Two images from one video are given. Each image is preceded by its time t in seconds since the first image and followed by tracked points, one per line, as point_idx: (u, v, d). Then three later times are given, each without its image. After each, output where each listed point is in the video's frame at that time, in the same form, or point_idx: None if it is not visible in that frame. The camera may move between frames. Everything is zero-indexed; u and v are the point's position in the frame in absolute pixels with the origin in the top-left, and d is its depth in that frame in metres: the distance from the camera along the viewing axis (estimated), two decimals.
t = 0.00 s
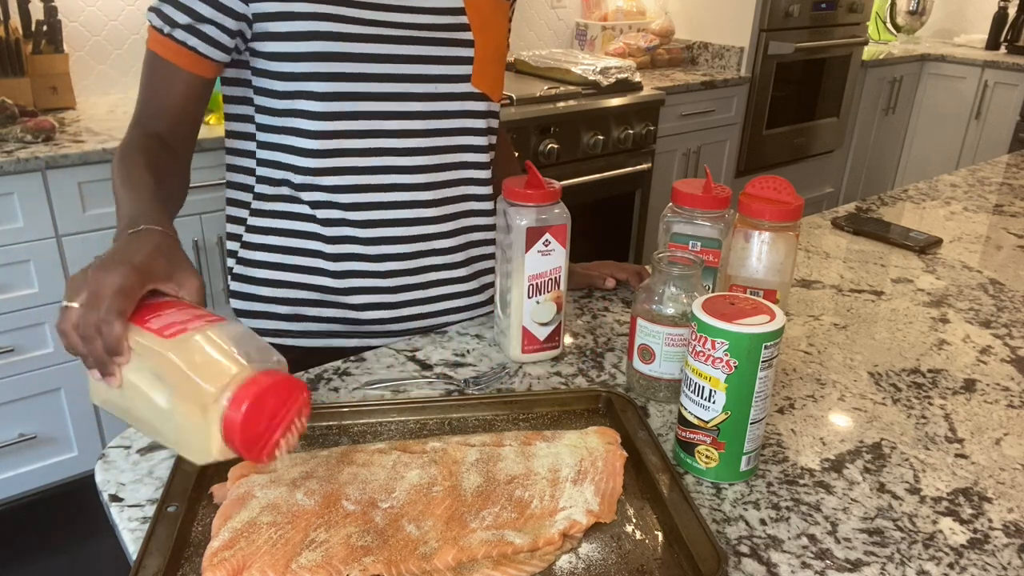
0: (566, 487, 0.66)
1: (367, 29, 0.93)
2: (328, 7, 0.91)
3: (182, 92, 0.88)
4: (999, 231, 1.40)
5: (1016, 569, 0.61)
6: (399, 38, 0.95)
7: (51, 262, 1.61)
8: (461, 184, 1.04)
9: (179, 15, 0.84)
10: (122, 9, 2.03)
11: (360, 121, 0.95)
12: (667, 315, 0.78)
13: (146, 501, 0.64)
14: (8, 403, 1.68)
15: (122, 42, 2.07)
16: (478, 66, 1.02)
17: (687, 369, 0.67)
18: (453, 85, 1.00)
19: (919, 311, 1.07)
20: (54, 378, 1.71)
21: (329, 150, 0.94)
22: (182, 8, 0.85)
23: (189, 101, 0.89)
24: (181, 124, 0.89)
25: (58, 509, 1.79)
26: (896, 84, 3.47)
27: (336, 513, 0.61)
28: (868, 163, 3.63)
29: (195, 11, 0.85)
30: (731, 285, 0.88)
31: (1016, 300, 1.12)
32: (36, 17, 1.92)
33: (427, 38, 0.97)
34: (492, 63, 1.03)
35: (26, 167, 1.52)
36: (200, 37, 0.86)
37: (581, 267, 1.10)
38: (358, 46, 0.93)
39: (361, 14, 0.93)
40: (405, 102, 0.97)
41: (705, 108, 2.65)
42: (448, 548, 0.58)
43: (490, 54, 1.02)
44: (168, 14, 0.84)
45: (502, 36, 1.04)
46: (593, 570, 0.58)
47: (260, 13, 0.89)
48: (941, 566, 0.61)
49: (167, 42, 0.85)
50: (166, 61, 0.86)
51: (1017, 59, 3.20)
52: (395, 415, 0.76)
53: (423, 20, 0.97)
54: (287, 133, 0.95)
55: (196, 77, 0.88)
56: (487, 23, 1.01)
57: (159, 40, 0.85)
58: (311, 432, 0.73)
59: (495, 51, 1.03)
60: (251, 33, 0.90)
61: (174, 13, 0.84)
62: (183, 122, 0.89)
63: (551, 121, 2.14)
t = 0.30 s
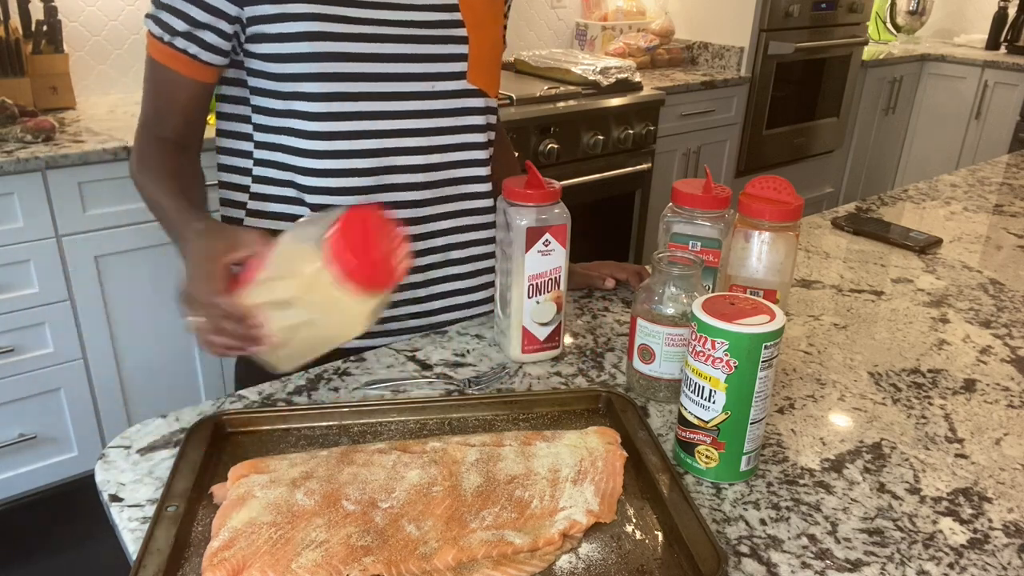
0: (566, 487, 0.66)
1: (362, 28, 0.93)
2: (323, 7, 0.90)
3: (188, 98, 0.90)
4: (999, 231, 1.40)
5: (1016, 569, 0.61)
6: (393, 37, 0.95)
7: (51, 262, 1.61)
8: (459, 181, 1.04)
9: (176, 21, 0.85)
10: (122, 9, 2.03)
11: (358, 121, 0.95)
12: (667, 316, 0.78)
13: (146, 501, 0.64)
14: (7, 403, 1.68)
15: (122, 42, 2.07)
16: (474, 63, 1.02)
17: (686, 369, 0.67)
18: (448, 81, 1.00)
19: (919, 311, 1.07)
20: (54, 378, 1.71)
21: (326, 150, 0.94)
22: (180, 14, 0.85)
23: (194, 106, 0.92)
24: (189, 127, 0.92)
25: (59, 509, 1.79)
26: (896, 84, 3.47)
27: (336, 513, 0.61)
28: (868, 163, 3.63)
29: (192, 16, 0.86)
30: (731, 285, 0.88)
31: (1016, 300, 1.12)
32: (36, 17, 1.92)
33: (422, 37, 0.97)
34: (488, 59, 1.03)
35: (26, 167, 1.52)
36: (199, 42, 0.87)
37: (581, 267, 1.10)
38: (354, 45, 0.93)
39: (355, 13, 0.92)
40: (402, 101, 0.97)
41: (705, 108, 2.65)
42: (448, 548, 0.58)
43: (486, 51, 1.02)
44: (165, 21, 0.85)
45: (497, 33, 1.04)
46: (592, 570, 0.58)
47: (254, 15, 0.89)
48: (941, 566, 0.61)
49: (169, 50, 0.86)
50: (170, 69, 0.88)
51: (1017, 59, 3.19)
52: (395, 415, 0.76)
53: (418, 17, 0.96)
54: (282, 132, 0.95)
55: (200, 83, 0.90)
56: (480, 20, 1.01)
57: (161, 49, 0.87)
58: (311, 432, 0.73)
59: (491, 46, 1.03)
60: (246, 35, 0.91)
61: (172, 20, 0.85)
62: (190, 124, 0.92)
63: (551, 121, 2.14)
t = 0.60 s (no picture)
0: (566, 487, 0.66)
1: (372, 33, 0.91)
2: (337, 14, 0.87)
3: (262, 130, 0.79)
4: (999, 232, 1.40)
5: (1016, 569, 0.61)
6: (395, 39, 0.94)
7: (51, 262, 1.61)
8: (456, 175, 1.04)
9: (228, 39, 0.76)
10: (122, 8, 2.03)
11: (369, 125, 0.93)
12: (669, 316, 0.78)
13: (146, 501, 0.64)
14: (8, 403, 1.68)
15: (122, 42, 2.07)
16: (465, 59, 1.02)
17: (686, 369, 0.67)
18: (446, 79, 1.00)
19: (919, 311, 1.07)
20: (54, 378, 1.71)
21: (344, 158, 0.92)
22: (217, 28, 0.76)
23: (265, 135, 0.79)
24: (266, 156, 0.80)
25: (58, 509, 1.79)
26: (897, 84, 3.48)
27: (336, 513, 0.61)
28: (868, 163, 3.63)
29: (228, 28, 0.77)
30: (731, 285, 0.87)
31: (1016, 300, 1.12)
32: (36, 17, 1.92)
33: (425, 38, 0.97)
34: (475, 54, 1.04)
35: (26, 167, 1.52)
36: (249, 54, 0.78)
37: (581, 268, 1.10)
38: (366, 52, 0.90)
39: (364, 18, 0.90)
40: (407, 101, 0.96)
41: (705, 108, 2.65)
42: (448, 548, 0.58)
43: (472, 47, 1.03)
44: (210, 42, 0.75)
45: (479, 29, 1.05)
46: (593, 570, 0.58)
47: (279, 25, 0.83)
48: (941, 567, 0.61)
49: (218, 74, 0.75)
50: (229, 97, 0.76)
51: (1017, 59, 3.19)
52: (395, 416, 0.76)
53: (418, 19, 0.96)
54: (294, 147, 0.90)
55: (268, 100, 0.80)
56: (465, 16, 1.02)
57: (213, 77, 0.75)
58: (311, 432, 0.73)
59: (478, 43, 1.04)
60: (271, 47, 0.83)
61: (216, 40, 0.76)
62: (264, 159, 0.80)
63: (550, 121, 2.14)
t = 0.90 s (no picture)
0: (566, 487, 0.66)
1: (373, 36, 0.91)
2: (338, 17, 0.87)
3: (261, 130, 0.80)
4: (999, 232, 1.40)
5: (1016, 569, 0.61)
6: (397, 42, 0.93)
7: (52, 262, 1.61)
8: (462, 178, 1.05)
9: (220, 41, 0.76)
10: (122, 9, 2.03)
11: (370, 131, 0.93)
12: (671, 316, 0.79)
13: (146, 501, 0.64)
14: (8, 403, 1.68)
15: (122, 42, 2.07)
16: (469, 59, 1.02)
17: (687, 369, 0.67)
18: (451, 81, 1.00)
19: (919, 311, 1.07)
20: (54, 378, 1.71)
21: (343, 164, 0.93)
22: (210, 33, 0.75)
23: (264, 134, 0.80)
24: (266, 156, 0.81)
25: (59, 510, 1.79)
26: (897, 84, 3.48)
27: (336, 513, 0.61)
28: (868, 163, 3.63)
29: (225, 33, 0.77)
30: (734, 287, 0.85)
31: (1016, 300, 1.12)
32: (36, 17, 1.92)
33: (428, 40, 0.97)
34: (480, 53, 1.03)
35: (26, 167, 1.52)
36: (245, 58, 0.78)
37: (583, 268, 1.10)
38: (366, 56, 0.90)
39: (365, 20, 0.90)
40: (410, 106, 0.96)
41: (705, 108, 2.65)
42: (448, 548, 0.58)
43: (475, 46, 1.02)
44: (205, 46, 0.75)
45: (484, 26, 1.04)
46: (593, 570, 0.58)
47: (275, 28, 0.82)
48: (941, 566, 0.61)
49: (213, 78, 0.76)
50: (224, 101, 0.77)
51: (1017, 59, 3.19)
52: (395, 415, 0.76)
53: (421, 19, 0.96)
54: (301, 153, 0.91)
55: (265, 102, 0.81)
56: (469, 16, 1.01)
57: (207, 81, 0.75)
58: (311, 432, 0.73)
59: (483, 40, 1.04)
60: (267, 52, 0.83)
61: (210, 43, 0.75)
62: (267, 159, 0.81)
63: (551, 121, 2.14)
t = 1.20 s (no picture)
0: (566, 487, 0.66)
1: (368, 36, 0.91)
2: (329, 14, 0.87)
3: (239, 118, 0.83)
4: (999, 232, 1.40)
5: (1016, 569, 0.61)
6: (394, 37, 0.93)
7: (52, 262, 1.61)
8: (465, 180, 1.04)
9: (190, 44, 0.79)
10: (122, 9, 2.03)
11: (361, 128, 0.93)
12: (670, 316, 0.79)
13: (146, 501, 0.64)
14: (8, 403, 1.68)
15: (122, 42, 2.07)
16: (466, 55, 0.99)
17: (687, 369, 0.67)
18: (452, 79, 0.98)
19: (919, 311, 1.07)
20: (54, 378, 1.71)
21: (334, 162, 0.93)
22: (186, 36, 0.79)
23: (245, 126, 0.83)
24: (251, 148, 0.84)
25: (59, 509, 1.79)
26: (897, 84, 3.47)
27: (336, 513, 0.61)
28: (868, 163, 3.63)
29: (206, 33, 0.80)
30: (735, 287, 0.84)
31: (1016, 300, 1.12)
32: (36, 17, 1.92)
33: (425, 35, 0.95)
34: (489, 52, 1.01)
35: (26, 167, 1.52)
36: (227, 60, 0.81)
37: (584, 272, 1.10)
38: (358, 52, 0.90)
39: (359, 16, 0.90)
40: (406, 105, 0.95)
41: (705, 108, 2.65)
42: (448, 548, 0.58)
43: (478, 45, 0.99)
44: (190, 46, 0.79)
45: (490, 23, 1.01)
46: (593, 570, 0.58)
47: (256, 27, 0.84)
48: (941, 566, 0.61)
49: (212, 75, 0.80)
50: (199, 98, 0.80)
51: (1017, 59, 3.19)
52: (395, 415, 0.76)
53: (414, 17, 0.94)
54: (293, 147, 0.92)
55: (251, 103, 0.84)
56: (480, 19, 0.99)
57: (182, 82, 0.79)
58: (311, 432, 0.73)
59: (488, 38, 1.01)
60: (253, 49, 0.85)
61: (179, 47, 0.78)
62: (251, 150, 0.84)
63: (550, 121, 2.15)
